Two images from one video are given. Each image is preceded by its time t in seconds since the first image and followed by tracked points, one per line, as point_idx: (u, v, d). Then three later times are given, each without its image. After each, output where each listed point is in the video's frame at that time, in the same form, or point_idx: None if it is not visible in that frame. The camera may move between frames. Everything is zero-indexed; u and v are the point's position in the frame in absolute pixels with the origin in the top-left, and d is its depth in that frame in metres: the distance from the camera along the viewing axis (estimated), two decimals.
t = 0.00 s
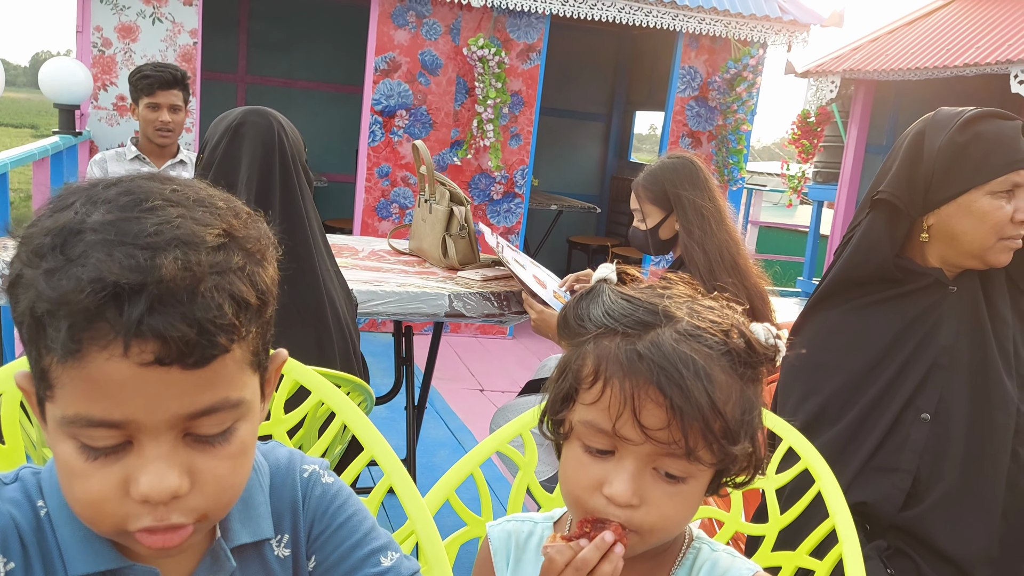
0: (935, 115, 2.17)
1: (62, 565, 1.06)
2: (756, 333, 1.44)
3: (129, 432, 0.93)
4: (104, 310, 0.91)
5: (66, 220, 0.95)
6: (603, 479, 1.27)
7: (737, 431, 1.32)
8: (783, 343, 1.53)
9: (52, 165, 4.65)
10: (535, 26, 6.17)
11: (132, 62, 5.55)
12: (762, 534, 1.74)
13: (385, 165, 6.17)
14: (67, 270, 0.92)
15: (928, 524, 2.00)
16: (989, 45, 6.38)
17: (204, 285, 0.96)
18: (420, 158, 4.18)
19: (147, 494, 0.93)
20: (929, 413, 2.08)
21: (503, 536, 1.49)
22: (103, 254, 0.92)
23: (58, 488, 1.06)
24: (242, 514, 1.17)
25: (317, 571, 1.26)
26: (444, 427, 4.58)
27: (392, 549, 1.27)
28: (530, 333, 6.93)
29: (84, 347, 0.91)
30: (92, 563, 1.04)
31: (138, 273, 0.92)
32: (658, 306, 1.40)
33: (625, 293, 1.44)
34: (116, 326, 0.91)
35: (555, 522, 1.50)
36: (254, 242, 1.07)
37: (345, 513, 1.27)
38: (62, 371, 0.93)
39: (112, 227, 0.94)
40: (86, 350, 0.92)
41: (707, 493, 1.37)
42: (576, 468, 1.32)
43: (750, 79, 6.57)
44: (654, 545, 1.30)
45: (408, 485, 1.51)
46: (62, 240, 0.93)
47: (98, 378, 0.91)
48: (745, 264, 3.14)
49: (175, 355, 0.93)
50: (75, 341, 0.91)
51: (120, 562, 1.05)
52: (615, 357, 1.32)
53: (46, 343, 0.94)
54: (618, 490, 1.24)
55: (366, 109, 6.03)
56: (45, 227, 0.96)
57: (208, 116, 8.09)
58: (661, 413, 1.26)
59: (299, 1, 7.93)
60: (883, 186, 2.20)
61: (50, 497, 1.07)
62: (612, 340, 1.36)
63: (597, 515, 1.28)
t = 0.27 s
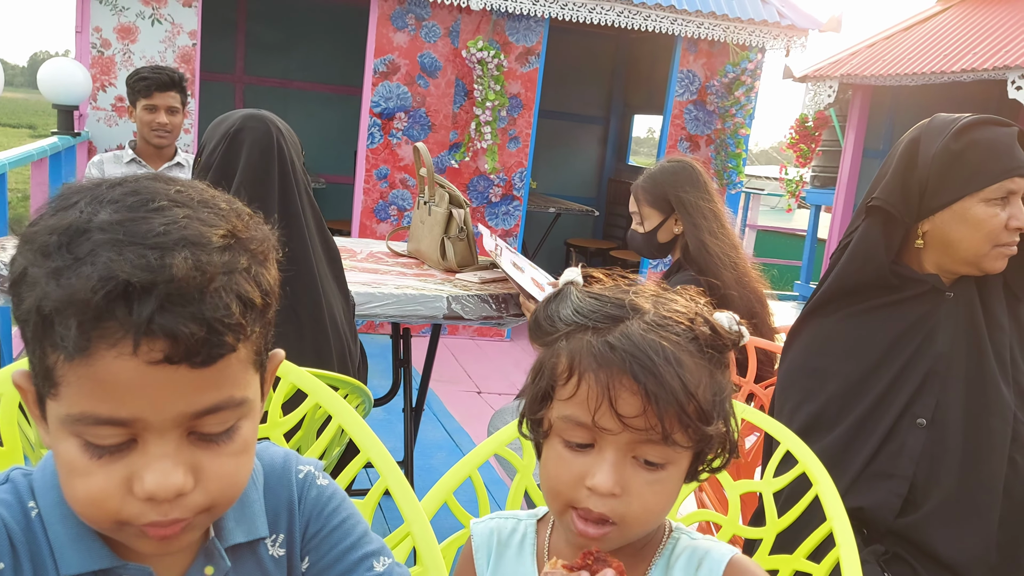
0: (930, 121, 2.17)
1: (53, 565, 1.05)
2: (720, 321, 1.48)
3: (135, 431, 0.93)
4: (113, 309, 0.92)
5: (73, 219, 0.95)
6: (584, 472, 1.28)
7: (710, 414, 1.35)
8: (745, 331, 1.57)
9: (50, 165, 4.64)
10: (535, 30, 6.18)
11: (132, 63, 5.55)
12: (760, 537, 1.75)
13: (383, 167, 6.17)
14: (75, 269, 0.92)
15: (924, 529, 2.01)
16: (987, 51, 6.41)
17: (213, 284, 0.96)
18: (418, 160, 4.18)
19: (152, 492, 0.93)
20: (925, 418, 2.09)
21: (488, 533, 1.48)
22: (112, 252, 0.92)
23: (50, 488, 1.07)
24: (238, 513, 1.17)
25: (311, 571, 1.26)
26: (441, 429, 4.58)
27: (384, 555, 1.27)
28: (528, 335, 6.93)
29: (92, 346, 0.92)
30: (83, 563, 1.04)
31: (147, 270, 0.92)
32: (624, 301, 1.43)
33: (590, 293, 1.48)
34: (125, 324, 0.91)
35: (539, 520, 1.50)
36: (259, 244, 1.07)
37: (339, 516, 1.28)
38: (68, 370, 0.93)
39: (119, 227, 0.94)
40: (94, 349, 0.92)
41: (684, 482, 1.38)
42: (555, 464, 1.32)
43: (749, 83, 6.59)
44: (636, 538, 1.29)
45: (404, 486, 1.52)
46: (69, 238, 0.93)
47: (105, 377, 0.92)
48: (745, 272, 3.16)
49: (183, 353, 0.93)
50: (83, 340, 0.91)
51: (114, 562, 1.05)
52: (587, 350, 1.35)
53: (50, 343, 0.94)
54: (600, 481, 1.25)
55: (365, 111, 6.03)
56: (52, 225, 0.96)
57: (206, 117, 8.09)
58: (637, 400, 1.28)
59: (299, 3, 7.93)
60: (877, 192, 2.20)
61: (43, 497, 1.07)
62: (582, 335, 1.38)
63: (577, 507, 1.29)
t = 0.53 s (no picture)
0: (925, 122, 2.18)
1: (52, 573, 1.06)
2: (690, 312, 1.50)
3: (134, 433, 0.93)
4: (113, 312, 0.92)
5: (70, 221, 0.95)
6: (568, 471, 1.29)
7: (689, 403, 1.36)
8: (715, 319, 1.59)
9: (49, 173, 4.64)
10: (532, 33, 6.19)
11: (129, 70, 5.56)
12: (759, 538, 1.74)
13: (382, 172, 6.18)
14: (74, 271, 0.92)
15: (923, 529, 2.01)
16: (984, 51, 6.42)
17: (211, 285, 0.97)
18: (416, 165, 4.19)
19: (152, 496, 0.93)
20: (922, 418, 2.09)
21: (474, 534, 1.48)
22: (111, 255, 0.93)
23: (47, 496, 1.07)
24: (234, 520, 1.17)
25: None
26: (441, 433, 4.58)
27: (382, 558, 1.28)
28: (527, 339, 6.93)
29: (92, 348, 0.92)
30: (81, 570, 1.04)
31: (146, 272, 0.93)
32: (595, 298, 1.44)
33: (560, 293, 1.47)
34: (125, 326, 0.92)
35: (524, 521, 1.50)
36: (255, 246, 1.08)
37: (336, 522, 1.27)
38: (67, 373, 0.93)
39: (115, 229, 0.95)
40: (94, 350, 0.92)
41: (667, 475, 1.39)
42: (539, 465, 1.32)
43: (747, 85, 6.63)
44: (622, 534, 1.30)
45: (401, 490, 1.52)
46: (65, 240, 0.94)
47: (105, 380, 0.92)
48: (745, 275, 3.17)
49: (183, 354, 0.94)
50: (83, 343, 0.92)
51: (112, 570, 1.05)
52: (564, 350, 1.35)
53: (49, 346, 0.94)
54: (585, 478, 1.26)
55: (363, 116, 6.04)
56: (49, 228, 0.96)
57: (205, 123, 8.10)
58: (617, 394, 1.30)
59: (296, 8, 7.95)
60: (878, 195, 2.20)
61: (40, 506, 1.07)
62: (558, 335, 1.39)
63: (564, 507, 1.29)
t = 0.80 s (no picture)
0: (924, 126, 2.19)
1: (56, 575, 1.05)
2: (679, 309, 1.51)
3: (140, 415, 0.93)
4: (118, 292, 0.92)
5: (76, 210, 0.96)
6: (570, 473, 1.29)
7: (686, 399, 1.37)
8: (702, 314, 1.61)
9: (45, 172, 4.63)
10: (530, 36, 6.20)
11: (127, 69, 5.55)
12: (755, 542, 1.74)
13: (379, 173, 6.18)
14: (80, 253, 0.93)
15: (920, 532, 2.01)
16: (979, 57, 6.45)
17: (215, 267, 0.98)
18: (414, 166, 4.19)
19: (159, 477, 0.92)
20: (920, 422, 2.10)
21: (466, 545, 1.46)
22: (118, 237, 0.94)
23: (50, 497, 1.06)
24: (235, 524, 1.17)
25: None
26: (437, 435, 4.57)
27: (381, 563, 1.27)
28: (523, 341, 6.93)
29: (98, 328, 0.92)
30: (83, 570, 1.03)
31: (153, 252, 0.94)
32: (587, 298, 1.43)
33: (550, 296, 1.46)
34: (132, 305, 0.92)
35: (518, 527, 1.49)
36: (256, 236, 1.09)
37: (335, 527, 1.27)
38: (74, 355, 0.93)
39: (122, 215, 0.96)
40: (100, 331, 0.92)
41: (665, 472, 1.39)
42: (539, 470, 1.32)
43: (742, 89, 6.64)
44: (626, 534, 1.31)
45: (399, 493, 1.52)
46: (72, 224, 0.95)
47: (112, 360, 0.92)
48: (742, 279, 3.17)
49: (189, 333, 0.94)
50: (90, 322, 0.92)
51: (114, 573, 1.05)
52: (560, 353, 1.35)
53: (54, 332, 0.94)
54: (588, 480, 1.26)
55: (360, 118, 6.03)
56: (55, 216, 0.97)
57: (201, 124, 8.08)
58: (615, 394, 1.30)
59: (294, 9, 7.94)
60: (882, 200, 2.19)
61: (43, 508, 1.06)
62: (552, 338, 1.38)
63: (568, 510, 1.29)
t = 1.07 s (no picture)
0: (921, 132, 2.20)
1: None
2: (674, 314, 1.52)
3: (134, 397, 0.93)
4: (109, 272, 0.93)
5: (73, 200, 0.99)
6: (572, 484, 1.29)
7: (685, 403, 1.37)
8: (698, 317, 1.62)
9: (41, 173, 4.62)
10: (526, 39, 6.21)
11: (123, 70, 5.54)
12: (750, 546, 1.75)
13: (375, 175, 6.18)
14: (71, 238, 0.94)
15: (914, 537, 2.01)
16: (973, 62, 6.48)
17: (202, 247, 1.00)
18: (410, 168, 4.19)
19: (155, 456, 0.92)
20: (914, 427, 2.11)
21: (471, 547, 1.47)
22: (107, 220, 0.95)
23: (48, 501, 1.05)
24: (232, 528, 1.16)
25: None
26: (432, 437, 4.57)
27: (375, 567, 1.27)
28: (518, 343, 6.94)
29: (90, 310, 0.92)
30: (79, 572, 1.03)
31: (143, 234, 0.95)
32: (581, 308, 1.44)
33: (545, 308, 1.47)
34: (122, 284, 0.93)
35: (521, 531, 1.49)
36: (242, 227, 1.11)
37: (331, 530, 1.27)
38: (67, 339, 0.93)
39: (112, 204, 0.98)
40: (91, 315, 0.92)
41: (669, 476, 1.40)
42: (542, 482, 1.32)
43: (738, 93, 6.65)
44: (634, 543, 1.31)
45: (396, 495, 1.51)
46: (64, 214, 0.96)
47: (105, 339, 0.92)
48: (735, 281, 3.18)
49: (179, 311, 0.95)
50: (81, 303, 0.92)
51: None
52: (556, 364, 1.35)
53: (47, 321, 0.94)
54: (590, 489, 1.26)
55: (356, 119, 6.03)
56: (47, 213, 0.98)
57: (197, 125, 8.08)
58: (612, 402, 1.30)
59: (290, 11, 7.94)
60: (872, 205, 2.23)
61: (41, 512, 1.06)
62: (548, 349, 1.39)
63: (574, 522, 1.28)
